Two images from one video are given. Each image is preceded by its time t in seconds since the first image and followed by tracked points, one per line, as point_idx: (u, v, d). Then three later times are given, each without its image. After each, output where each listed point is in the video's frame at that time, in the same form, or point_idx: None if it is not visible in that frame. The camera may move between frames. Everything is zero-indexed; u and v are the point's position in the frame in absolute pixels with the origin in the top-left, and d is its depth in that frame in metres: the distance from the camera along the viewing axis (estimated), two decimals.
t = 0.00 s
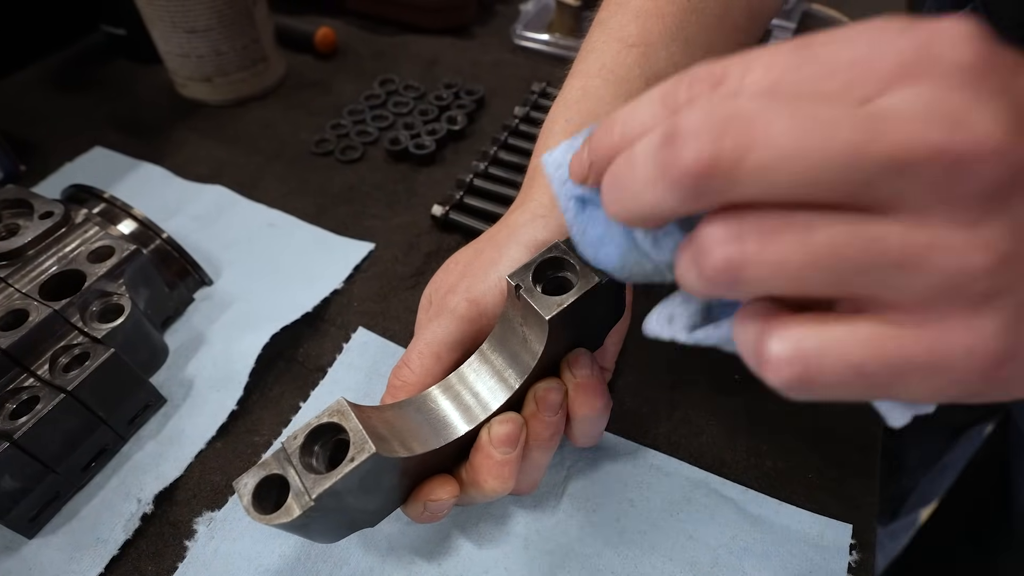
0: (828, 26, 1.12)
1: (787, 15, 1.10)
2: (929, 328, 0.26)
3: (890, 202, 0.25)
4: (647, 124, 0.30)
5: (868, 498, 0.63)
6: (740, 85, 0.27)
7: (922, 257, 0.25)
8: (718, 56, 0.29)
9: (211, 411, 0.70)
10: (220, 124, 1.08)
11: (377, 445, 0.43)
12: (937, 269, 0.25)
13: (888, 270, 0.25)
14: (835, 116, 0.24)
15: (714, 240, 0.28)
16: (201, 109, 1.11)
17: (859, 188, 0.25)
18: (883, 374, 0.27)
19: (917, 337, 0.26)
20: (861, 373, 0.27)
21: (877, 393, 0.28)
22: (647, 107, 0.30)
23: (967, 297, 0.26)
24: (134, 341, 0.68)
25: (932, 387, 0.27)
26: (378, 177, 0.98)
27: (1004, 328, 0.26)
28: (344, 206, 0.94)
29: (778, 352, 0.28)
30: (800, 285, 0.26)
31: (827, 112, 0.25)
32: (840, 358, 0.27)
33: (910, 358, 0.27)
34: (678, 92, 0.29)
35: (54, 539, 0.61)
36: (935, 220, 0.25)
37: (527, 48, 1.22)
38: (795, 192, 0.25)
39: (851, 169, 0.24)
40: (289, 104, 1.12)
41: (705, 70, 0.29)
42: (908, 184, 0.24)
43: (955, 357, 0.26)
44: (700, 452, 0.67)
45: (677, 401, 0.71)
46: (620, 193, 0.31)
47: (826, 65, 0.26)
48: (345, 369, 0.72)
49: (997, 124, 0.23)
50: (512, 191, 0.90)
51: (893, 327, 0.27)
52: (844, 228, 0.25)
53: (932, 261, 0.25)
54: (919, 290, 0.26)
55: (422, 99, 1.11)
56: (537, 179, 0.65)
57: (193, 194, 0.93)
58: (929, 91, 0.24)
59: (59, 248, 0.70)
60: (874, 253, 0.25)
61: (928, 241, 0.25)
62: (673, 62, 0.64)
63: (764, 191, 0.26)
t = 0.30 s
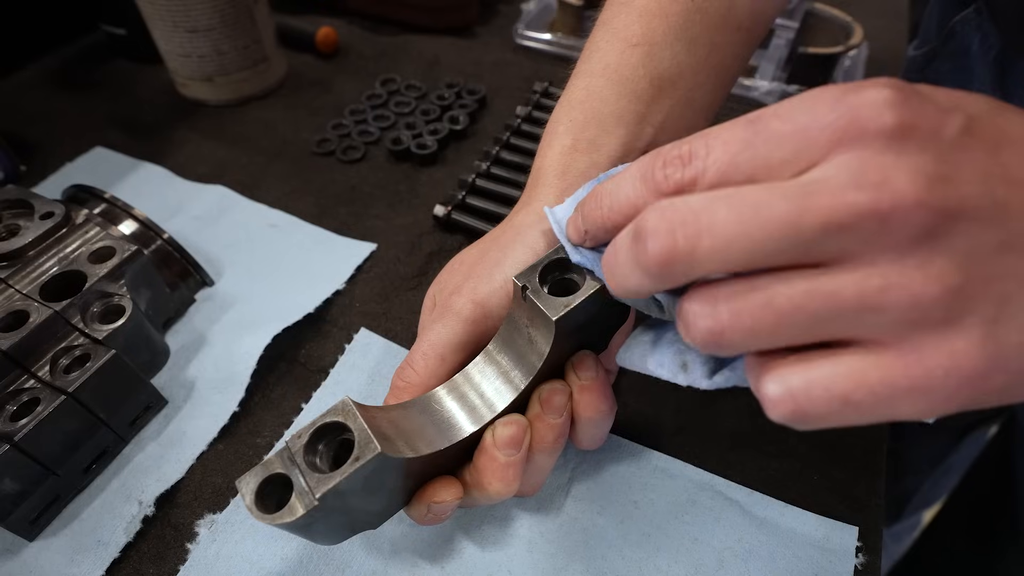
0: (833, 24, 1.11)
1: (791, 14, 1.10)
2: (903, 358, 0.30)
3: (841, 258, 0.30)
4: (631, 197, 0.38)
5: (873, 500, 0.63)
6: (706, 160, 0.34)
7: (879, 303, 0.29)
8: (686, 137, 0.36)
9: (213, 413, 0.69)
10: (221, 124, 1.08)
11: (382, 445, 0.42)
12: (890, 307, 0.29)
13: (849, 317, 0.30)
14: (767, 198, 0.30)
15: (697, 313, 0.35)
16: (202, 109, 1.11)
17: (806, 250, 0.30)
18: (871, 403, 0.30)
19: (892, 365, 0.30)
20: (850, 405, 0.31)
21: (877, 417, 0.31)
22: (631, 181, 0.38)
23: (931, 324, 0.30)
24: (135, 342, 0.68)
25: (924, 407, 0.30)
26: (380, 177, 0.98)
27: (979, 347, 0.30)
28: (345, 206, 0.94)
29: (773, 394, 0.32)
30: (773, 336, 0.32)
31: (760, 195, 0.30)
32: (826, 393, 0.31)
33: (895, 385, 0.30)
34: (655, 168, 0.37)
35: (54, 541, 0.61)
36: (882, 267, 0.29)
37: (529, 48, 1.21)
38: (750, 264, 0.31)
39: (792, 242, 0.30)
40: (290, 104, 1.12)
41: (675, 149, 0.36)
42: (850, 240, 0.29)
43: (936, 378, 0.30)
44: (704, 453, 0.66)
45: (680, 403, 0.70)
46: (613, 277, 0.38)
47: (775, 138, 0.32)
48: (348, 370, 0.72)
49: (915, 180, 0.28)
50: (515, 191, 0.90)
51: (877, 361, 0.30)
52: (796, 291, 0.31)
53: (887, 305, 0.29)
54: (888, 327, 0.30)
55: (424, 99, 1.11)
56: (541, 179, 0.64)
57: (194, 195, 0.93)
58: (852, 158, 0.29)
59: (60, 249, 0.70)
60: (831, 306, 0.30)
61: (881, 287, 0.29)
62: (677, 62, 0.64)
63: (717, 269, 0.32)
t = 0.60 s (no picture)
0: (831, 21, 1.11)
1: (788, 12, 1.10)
2: (911, 337, 0.31)
3: (844, 250, 0.30)
4: (629, 206, 0.37)
5: (871, 497, 0.63)
6: (699, 164, 0.34)
7: (884, 294, 0.30)
8: (677, 141, 0.35)
9: (212, 411, 0.69)
10: (220, 123, 1.08)
11: (382, 444, 0.42)
12: (896, 295, 0.30)
13: (855, 310, 0.30)
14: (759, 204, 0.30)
15: (708, 329, 0.36)
16: (201, 108, 1.11)
17: (809, 248, 0.30)
18: (882, 381, 0.31)
19: (902, 345, 0.31)
20: (860, 383, 0.31)
21: (891, 396, 0.32)
22: (626, 189, 0.37)
23: (942, 304, 0.30)
24: (133, 340, 0.68)
25: (937, 382, 0.31)
26: (379, 176, 0.98)
27: (988, 320, 0.30)
28: (344, 205, 0.94)
29: (782, 376, 0.33)
30: (778, 338, 0.33)
31: (753, 201, 0.30)
32: (835, 373, 0.32)
33: (905, 363, 0.31)
34: (648, 177, 0.36)
35: (54, 538, 0.61)
36: (883, 257, 0.30)
37: (528, 47, 1.21)
38: (749, 269, 0.31)
39: (790, 245, 0.30)
40: (289, 103, 1.12)
41: (668, 156, 0.35)
42: (851, 234, 0.29)
43: (946, 355, 0.30)
44: (703, 451, 0.66)
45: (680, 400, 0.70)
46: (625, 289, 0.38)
47: (763, 133, 0.32)
48: (348, 368, 0.72)
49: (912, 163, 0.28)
50: (513, 189, 0.90)
51: (887, 339, 0.31)
52: (799, 283, 0.32)
53: (891, 295, 0.30)
54: (894, 312, 0.30)
55: (423, 98, 1.11)
56: (540, 177, 0.64)
57: (193, 193, 0.93)
58: (846, 147, 0.29)
59: (59, 247, 0.70)
60: (833, 301, 0.31)
61: (883, 277, 0.30)
62: (675, 59, 0.64)
63: (718, 280, 0.32)
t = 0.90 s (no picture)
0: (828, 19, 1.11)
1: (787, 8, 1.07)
2: (943, 359, 0.32)
3: (877, 276, 0.30)
4: (649, 226, 0.36)
5: (867, 492, 0.63)
6: (722, 183, 0.32)
7: (917, 320, 0.30)
8: (699, 158, 0.34)
9: (212, 408, 0.70)
10: (220, 121, 1.08)
11: (383, 441, 0.43)
12: (930, 320, 0.30)
13: (885, 334, 0.31)
14: (792, 229, 0.29)
15: (736, 351, 0.36)
16: (201, 107, 1.11)
17: (844, 275, 0.30)
18: (908, 402, 0.32)
19: (932, 368, 0.32)
20: (887, 404, 0.32)
21: (918, 413, 0.33)
22: (645, 207, 0.36)
23: (976, 329, 0.30)
24: (134, 337, 0.68)
25: (964, 401, 0.32)
26: (378, 174, 0.98)
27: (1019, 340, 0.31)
28: (343, 203, 0.94)
29: (808, 397, 0.34)
30: (809, 359, 0.33)
31: (785, 225, 0.30)
32: (862, 395, 0.33)
33: (933, 384, 0.32)
34: (669, 195, 0.35)
35: (54, 533, 0.61)
36: (915, 283, 0.30)
37: (527, 46, 1.22)
38: (781, 294, 0.31)
39: (825, 273, 0.30)
40: (289, 101, 1.12)
41: (689, 173, 0.34)
42: (886, 259, 0.29)
43: (977, 376, 0.31)
44: (700, 447, 0.67)
45: (677, 397, 0.71)
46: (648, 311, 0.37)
47: (791, 152, 0.31)
48: (347, 365, 0.72)
49: (948, 185, 0.28)
50: (512, 187, 0.90)
51: (917, 361, 0.32)
52: (829, 307, 0.32)
53: (925, 320, 0.30)
54: (928, 335, 0.31)
55: (422, 97, 1.11)
56: (538, 175, 0.65)
57: (193, 192, 0.93)
58: (877, 169, 0.29)
59: (59, 244, 0.70)
60: (866, 327, 0.31)
61: (917, 305, 0.30)
62: (673, 57, 0.64)
63: (747, 304, 0.32)
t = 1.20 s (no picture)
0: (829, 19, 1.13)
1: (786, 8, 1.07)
2: (907, 346, 0.31)
3: (846, 259, 0.30)
4: (636, 208, 0.37)
5: (867, 490, 0.63)
6: (708, 169, 0.34)
7: (884, 303, 0.30)
8: (687, 147, 0.35)
9: (215, 405, 0.70)
10: (221, 121, 1.09)
11: (383, 432, 0.43)
12: (897, 306, 0.30)
13: (852, 317, 0.31)
14: (767, 203, 0.30)
15: (711, 325, 0.36)
16: (202, 106, 1.12)
17: (811, 255, 0.30)
18: (874, 386, 0.32)
19: (897, 354, 0.31)
20: (853, 388, 0.32)
21: (884, 402, 0.33)
22: (633, 194, 0.37)
23: (948, 319, 0.30)
24: (137, 335, 0.69)
25: (928, 390, 0.32)
26: (380, 174, 0.98)
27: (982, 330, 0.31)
28: (345, 202, 0.94)
29: (776, 377, 0.34)
30: (781, 338, 0.34)
31: (760, 200, 0.30)
32: (828, 377, 0.33)
33: (896, 369, 0.31)
34: (656, 183, 0.36)
35: (58, 530, 0.62)
36: (886, 266, 0.29)
37: (527, 45, 1.22)
38: (748, 266, 0.31)
39: (796, 250, 0.30)
40: (291, 101, 1.12)
41: (676, 161, 0.35)
42: (851, 240, 0.29)
43: (943, 365, 0.31)
44: (701, 445, 0.67)
45: (677, 396, 0.71)
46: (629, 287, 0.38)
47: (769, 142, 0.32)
48: (349, 363, 0.72)
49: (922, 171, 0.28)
50: (513, 186, 0.91)
51: (883, 347, 0.32)
52: (802, 287, 0.32)
53: (891, 305, 0.30)
54: (895, 321, 0.30)
55: (423, 96, 1.11)
56: (538, 174, 0.65)
57: (195, 190, 0.94)
58: (855, 154, 0.29)
59: (63, 243, 0.71)
60: (831, 308, 0.31)
61: (882, 289, 0.29)
62: (673, 57, 0.65)
63: (721, 276, 0.32)
